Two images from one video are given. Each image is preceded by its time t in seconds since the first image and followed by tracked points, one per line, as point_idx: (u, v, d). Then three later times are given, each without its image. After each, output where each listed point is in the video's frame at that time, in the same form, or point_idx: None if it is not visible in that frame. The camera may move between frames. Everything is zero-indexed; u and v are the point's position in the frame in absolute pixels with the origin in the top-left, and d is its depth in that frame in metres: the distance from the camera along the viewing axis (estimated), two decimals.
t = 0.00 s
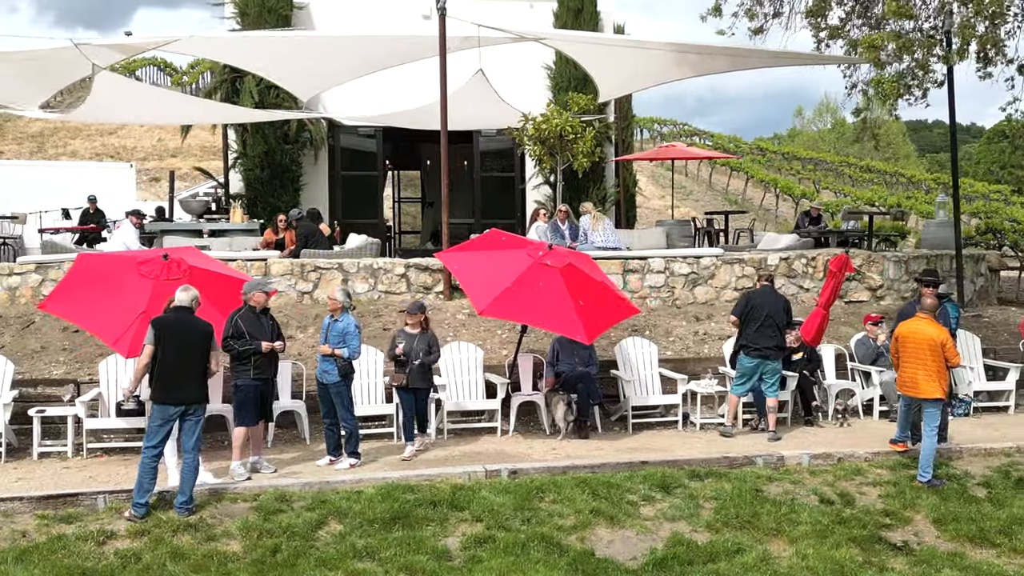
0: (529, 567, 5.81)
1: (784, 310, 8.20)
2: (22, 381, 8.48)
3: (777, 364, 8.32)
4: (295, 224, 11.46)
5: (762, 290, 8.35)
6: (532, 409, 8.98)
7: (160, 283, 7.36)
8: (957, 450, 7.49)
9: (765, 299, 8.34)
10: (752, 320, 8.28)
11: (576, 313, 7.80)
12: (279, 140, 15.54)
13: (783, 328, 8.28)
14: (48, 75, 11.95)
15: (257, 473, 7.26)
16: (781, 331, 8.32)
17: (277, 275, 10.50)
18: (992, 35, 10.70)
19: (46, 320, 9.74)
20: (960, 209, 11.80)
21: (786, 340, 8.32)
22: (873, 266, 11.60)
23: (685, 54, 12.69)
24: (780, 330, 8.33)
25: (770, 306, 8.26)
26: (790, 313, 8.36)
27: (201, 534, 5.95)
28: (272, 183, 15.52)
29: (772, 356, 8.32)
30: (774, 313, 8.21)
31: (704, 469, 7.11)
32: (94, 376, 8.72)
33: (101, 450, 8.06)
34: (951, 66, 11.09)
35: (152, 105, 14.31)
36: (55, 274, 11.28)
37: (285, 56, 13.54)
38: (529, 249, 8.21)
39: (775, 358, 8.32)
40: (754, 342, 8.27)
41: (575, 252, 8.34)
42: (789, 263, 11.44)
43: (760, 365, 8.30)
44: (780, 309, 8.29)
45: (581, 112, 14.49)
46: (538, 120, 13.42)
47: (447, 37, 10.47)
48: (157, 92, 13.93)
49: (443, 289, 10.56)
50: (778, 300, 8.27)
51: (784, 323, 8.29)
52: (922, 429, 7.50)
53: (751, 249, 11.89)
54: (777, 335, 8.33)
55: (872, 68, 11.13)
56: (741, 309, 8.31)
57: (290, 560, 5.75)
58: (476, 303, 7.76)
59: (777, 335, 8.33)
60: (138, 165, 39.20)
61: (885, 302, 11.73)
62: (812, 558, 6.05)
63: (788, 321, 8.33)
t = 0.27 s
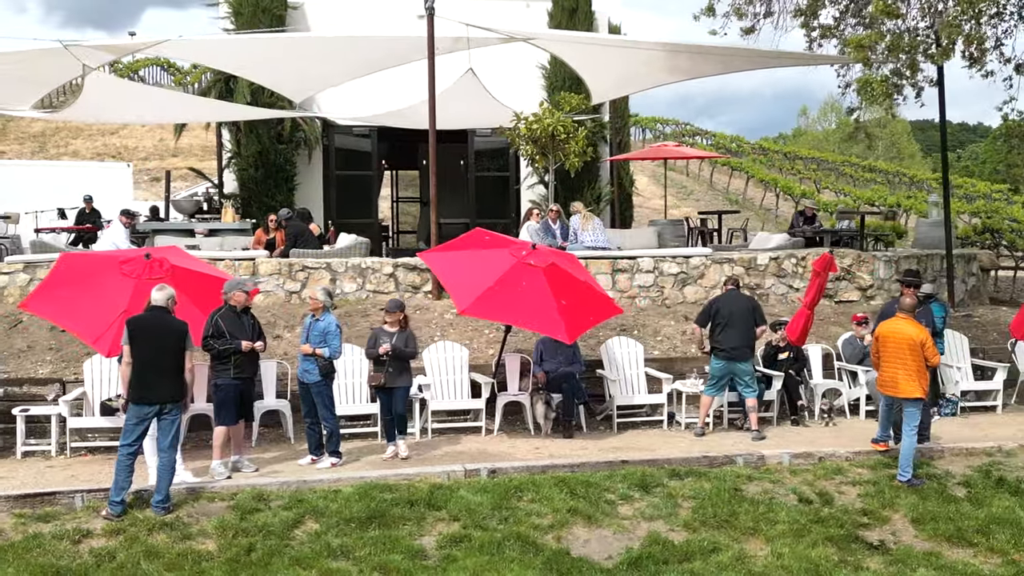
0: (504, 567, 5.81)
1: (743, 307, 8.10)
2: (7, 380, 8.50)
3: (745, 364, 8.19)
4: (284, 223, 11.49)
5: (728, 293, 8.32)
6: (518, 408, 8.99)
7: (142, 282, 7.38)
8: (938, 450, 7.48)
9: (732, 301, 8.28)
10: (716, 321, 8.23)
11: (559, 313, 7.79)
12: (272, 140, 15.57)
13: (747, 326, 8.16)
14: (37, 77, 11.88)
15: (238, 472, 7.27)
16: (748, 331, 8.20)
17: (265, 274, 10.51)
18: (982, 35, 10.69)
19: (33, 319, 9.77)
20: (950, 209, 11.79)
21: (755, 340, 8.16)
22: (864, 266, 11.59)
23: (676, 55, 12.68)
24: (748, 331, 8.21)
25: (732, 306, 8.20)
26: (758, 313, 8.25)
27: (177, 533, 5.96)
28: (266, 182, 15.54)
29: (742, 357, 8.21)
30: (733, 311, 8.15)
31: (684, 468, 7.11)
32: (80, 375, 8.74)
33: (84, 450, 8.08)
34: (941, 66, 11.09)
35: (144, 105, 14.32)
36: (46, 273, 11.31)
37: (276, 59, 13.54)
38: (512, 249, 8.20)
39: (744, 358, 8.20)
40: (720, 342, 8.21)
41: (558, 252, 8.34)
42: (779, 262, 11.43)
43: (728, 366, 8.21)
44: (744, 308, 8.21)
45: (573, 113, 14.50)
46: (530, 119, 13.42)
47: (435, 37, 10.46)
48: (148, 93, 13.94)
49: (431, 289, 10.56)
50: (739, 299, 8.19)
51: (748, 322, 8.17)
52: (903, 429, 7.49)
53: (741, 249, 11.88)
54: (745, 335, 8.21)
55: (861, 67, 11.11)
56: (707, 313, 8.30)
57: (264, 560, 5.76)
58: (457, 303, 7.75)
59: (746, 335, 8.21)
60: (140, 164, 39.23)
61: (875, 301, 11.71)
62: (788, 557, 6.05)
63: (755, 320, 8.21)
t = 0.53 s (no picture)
0: (477, 566, 5.81)
1: (694, 303, 8.06)
2: None
3: (709, 362, 8.11)
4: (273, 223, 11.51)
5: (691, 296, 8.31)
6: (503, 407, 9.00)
7: (123, 281, 7.39)
8: (919, 450, 7.48)
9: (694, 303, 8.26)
10: (679, 323, 8.21)
11: (541, 312, 7.79)
12: (266, 140, 15.58)
13: (704, 323, 8.10)
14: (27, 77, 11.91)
15: (219, 471, 7.29)
16: (709, 329, 8.13)
17: (253, 274, 10.52)
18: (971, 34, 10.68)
19: (20, 318, 9.79)
20: (940, 208, 11.77)
21: (717, 335, 8.06)
22: (854, 266, 11.58)
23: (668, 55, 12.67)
24: (709, 328, 8.14)
25: (689, 307, 8.17)
26: (717, 309, 8.18)
27: (151, 532, 5.97)
28: (260, 182, 15.54)
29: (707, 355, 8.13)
30: (687, 311, 8.13)
31: (663, 468, 7.11)
32: (64, 375, 8.76)
33: (68, 449, 8.08)
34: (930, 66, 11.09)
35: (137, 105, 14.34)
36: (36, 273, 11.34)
37: (267, 57, 13.56)
38: (495, 249, 8.20)
39: (708, 356, 8.12)
40: (683, 344, 8.18)
41: (541, 251, 8.34)
42: (768, 262, 11.42)
43: (693, 366, 8.14)
44: (701, 307, 8.16)
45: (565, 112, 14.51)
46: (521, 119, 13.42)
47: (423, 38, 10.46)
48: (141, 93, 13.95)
49: (419, 288, 10.57)
50: (695, 298, 8.17)
51: (705, 318, 8.11)
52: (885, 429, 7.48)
53: (730, 248, 11.88)
54: (707, 333, 8.14)
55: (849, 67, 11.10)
56: (673, 319, 8.30)
57: (237, 559, 5.76)
58: (438, 303, 7.75)
59: (708, 333, 8.13)
60: (141, 163, 39.26)
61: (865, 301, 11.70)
62: (764, 557, 6.05)
63: (714, 317, 8.14)
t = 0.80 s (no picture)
0: (451, 566, 5.81)
1: (667, 301, 8.24)
2: None
3: (682, 359, 8.23)
4: (260, 224, 11.56)
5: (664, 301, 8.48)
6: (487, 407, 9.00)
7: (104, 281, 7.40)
8: (899, 449, 7.48)
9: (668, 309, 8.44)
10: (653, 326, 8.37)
11: (522, 312, 7.79)
12: (259, 140, 15.60)
13: (676, 320, 8.26)
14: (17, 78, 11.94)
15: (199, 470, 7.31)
16: (682, 328, 8.28)
17: (240, 274, 10.54)
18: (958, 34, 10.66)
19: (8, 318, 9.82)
20: (929, 208, 11.76)
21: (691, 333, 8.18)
22: (843, 266, 11.58)
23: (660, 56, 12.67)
24: (682, 328, 8.29)
25: (663, 309, 8.36)
26: (691, 310, 8.34)
27: (126, 532, 5.98)
28: (253, 182, 15.57)
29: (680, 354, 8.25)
30: (660, 310, 8.30)
31: (642, 467, 7.12)
32: (49, 375, 8.78)
33: (51, 448, 8.10)
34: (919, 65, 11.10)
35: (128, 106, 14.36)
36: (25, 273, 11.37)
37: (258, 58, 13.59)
38: (477, 248, 8.21)
39: (681, 353, 8.24)
40: (658, 344, 8.32)
41: (524, 250, 8.34)
42: (756, 262, 11.42)
43: (667, 364, 8.26)
44: (673, 308, 8.33)
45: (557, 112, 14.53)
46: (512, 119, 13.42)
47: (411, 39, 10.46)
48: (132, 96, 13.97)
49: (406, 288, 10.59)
50: (668, 300, 8.35)
51: (678, 318, 8.27)
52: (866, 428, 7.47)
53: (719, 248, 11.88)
54: (681, 332, 8.29)
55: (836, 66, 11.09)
56: (650, 325, 8.47)
57: (211, 558, 5.77)
58: (420, 303, 7.75)
59: (682, 333, 8.28)
60: (141, 163, 39.29)
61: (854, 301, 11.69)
62: (738, 556, 6.05)
63: (687, 317, 8.30)
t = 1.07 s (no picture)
0: (425, 565, 5.81)
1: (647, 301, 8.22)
2: None
3: (659, 360, 8.23)
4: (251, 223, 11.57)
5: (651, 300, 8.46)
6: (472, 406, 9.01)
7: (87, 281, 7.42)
8: (880, 449, 7.48)
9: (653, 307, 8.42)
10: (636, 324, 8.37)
11: (505, 311, 7.79)
12: (253, 139, 15.62)
13: (655, 320, 8.24)
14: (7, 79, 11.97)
15: (180, 469, 7.33)
16: (663, 328, 8.26)
17: (229, 273, 10.56)
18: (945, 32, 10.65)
19: None
20: (919, 207, 11.75)
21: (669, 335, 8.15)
22: (833, 265, 11.58)
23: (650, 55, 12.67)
24: (663, 328, 8.27)
25: (645, 308, 8.35)
26: (672, 309, 8.29)
27: (101, 530, 6.00)
28: (246, 182, 15.60)
29: (659, 354, 8.25)
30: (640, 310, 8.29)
31: (621, 467, 7.12)
32: (35, 374, 8.81)
33: (35, 447, 8.13)
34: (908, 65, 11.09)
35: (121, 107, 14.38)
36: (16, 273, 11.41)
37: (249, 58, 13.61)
38: (461, 248, 8.22)
39: (659, 354, 8.24)
40: (640, 344, 8.34)
41: (508, 249, 8.33)
42: (745, 262, 11.42)
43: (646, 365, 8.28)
44: (655, 308, 8.31)
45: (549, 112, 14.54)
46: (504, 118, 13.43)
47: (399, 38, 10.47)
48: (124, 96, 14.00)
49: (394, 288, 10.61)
50: (650, 299, 8.34)
51: (658, 318, 8.25)
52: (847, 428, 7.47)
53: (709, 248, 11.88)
54: (661, 332, 8.28)
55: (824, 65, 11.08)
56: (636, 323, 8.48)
57: (185, 557, 5.78)
58: (402, 302, 7.76)
59: (662, 332, 8.27)
60: (141, 163, 39.34)
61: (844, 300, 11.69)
62: (713, 555, 6.06)
63: (668, 316, 8.26)
